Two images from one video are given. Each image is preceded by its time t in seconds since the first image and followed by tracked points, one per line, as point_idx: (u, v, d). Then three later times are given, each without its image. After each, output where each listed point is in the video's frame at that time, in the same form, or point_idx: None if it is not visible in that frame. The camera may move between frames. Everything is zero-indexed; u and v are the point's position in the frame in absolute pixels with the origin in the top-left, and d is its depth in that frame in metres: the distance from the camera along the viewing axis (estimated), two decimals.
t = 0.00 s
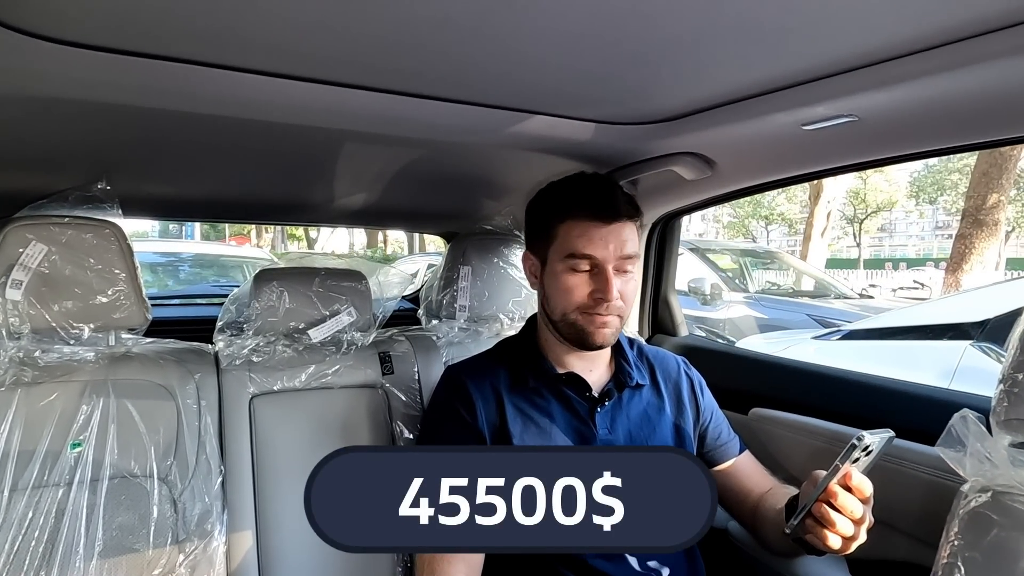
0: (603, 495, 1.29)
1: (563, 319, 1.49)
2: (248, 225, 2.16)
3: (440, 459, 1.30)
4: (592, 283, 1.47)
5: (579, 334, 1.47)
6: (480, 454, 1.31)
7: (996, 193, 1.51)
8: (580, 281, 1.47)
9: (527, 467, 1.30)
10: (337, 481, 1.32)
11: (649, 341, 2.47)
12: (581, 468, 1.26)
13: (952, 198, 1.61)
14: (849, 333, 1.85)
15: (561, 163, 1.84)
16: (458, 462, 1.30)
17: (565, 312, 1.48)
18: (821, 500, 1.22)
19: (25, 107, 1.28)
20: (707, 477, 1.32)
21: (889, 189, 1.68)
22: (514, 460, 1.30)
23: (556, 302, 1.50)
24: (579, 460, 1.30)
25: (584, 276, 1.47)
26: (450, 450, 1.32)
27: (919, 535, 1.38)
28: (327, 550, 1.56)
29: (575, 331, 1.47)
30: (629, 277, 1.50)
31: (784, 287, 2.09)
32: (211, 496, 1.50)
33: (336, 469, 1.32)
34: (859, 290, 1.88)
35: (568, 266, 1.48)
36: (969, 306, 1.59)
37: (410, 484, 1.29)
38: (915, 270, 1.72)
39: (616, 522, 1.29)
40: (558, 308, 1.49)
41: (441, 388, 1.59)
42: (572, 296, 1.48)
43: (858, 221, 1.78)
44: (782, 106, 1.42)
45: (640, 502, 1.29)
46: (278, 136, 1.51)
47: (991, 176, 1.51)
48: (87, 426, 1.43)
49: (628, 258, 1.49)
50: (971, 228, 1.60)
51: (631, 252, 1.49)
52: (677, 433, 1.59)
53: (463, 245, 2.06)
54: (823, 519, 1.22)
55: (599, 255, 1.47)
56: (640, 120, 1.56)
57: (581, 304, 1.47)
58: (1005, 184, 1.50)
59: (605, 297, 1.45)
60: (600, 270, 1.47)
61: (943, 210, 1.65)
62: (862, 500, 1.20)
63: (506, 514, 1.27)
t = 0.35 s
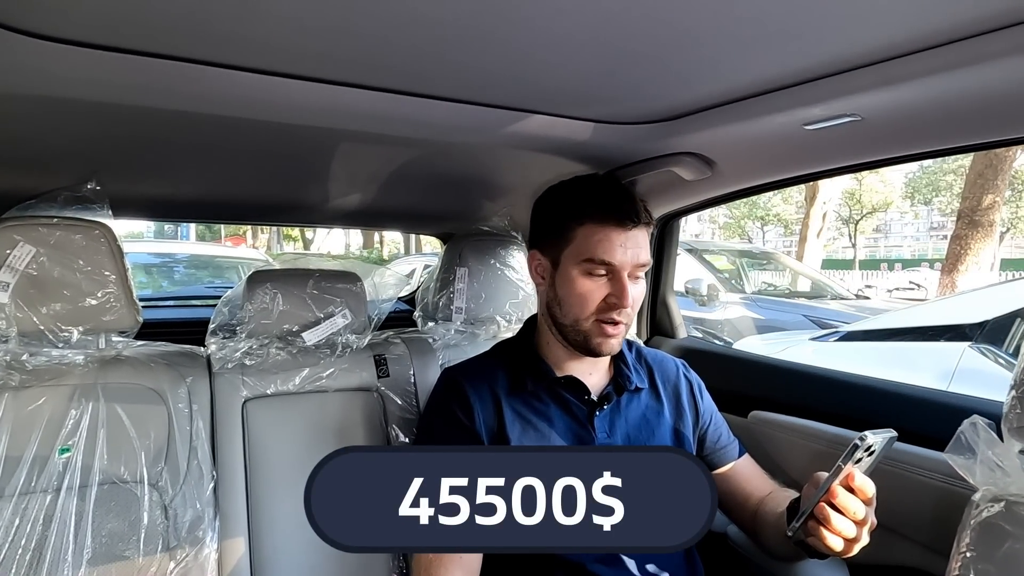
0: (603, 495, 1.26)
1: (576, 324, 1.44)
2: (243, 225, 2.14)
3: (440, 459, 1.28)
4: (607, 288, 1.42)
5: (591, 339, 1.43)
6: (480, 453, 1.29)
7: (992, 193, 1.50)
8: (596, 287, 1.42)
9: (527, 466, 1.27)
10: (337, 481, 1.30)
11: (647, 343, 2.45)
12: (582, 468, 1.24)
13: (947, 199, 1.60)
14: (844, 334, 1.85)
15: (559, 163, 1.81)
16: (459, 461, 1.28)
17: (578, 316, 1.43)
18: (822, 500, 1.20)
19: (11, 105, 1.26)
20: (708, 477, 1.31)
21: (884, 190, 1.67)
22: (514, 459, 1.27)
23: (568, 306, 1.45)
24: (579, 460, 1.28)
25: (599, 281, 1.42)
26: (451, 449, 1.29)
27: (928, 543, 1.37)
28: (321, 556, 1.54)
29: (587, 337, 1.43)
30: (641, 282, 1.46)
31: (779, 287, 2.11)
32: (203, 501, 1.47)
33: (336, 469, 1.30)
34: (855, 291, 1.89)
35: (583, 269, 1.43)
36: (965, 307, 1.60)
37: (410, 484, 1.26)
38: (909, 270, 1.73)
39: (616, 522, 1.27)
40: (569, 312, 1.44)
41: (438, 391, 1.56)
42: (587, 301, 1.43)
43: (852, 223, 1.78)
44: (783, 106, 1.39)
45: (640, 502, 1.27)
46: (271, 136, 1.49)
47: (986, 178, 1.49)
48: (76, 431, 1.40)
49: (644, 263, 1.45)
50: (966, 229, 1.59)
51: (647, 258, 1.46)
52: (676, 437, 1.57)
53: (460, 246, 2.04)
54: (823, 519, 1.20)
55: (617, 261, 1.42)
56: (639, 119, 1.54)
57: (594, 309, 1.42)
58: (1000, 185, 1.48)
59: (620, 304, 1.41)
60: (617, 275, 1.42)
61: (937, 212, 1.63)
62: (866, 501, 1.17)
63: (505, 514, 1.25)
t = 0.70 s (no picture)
0: (603, 495, 1.24)
1: (579, 331, 1.41)
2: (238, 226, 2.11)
3: (440, 459, 1.25)
4: (611, 296, 1.40)
5: (593, 348, 1.41)
6: (480, 454, 1.26)
7: (986, 195, 1.53)
8: (599, 294, 1.39)
9: (526, 466, 1.25)
10: (337, 481, 1.27)
11: (645, 346, 2.43)
12: (582, 468, 1.22)
13: (941, 200, 1.63)
14: (843, 336, 1.84)
15: (556, 165, 1.79)
16: (459, 461, 1.26)
17: (581, 324, 1.41)
18: (828, 518, 1.19)
19: None
20: (709, 476, 1.28)
21: (880, 191, 1.67)
22: (514, 459, 1.25)
23: (570, 312, 1.42)
24: (579, 460, 1.26)
25: (604, 289, 1.40)
26: (451, 450, 1.27)
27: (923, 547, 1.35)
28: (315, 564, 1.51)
29: (590, 345, 1.40)
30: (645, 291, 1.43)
31: (774, 288, 2.10)
32: (195, 509, 1.44)
33: (335, 469, 1.26)
34: (850, 293, 1.91)
35: (587, 276, 1.40)
36: (964, 311, 1.59)
37: (410, 483, 1.24)
38: (904, 272, 1.75)
39: (616, 522, 1.25)
40: (571, 319, 1.42)
41: (434, 396, 1.53)
42: (591, 309, 1.40)
43: (847, 223, 1.81)
44: (785, 108, 1.37)
45: (641, 502, 1.25)
46: (263, 137, 1.46)
47: (980, 180, 1.52)
48: (65, 438, 1.37)
49: (650, 271, 1.42)
50: (961, 231, 1.65)
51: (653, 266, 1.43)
52: (676, 442, 1.55)
53: (457, 249, 2.02)
54: (829, 535, 1.18)
55: (622, 269, 1.39)
56: (638, 120, 1.51)
57: (598, 317, 1.40)
58: (993, 185, 1.50)
59: (623, 312, 1.39)
60: (622, 283, 1.39)
61: (931, 213, 1.66)
62: (873, 519, 1.16)
63: (502, 514, 1.23)
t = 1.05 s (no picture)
0: (603, 495, 1.22)
1: (578, 334, 1.39)
2: (234, 227, 2.09)
3: (440, 458, 1.23)
4: (611, 298, 1.37)
5: (593, 350, 1.38)
6: (481, 453, 1.24)
7: (980, 197, 1.55)
8: (599, 296, 1.37)
9: (526, 466, 1.23)
10: (338, 481, 1.23)
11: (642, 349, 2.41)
12: (582, 468, 1.20)
13: (935, 203, 1.64)
14: (839, 338, 1.83)
15: (552, 165, 1.76)
16: (459, 460, 1.23)
17: (580, 326, 1.39)
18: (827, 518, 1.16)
19: None
20: (709, 477, 1.26)
21: (874, 193, 1.69)
22: (513, 459, 1.23)
23: (569, 313, 1.40)
24: (580, 459, 1.24)
25: (604, 291, 1.37)
26: (451, 449, 1.24)
27: (924, 551, 1.33)
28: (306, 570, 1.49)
29: (589, 347, 1.38)
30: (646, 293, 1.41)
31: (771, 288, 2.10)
32: (184, 515, 1.42)
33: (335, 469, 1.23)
34: (846, 294, 1.92)
35: (587, 277, 1.38)
36: (959, 313, 1.58)
37: (411, 483, 1.22)
38: (898, 273, 1.74)
39: (616, 522, 1.22)
40: (571, 321, 1.40)
41: (429, 397, 1.50)
42: (591, 311, 1.37)
43: (843, 224, 1.79)
44: (783, 107, 1.35)
45: (641, 502, 1.23)
46: (254, 135, 1.43)
47: (975, 182, 1.53)
48: (52, 442, 1.34)
49: (650, 273, 1.40)
50: (957, 233, 1.65)
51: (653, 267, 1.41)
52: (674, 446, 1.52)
53: (451, 250, 1.99)
54: (826, 536, 1.16)
55: (623, 270, 1.37)
56: (635, 119, 1.49)
57: (598, 319, 1.37)
58: (988, 188, 1.51)
59: (623, 315, 1.36)
60: (623, 285, 1.37)
61: (926, 214, 1.68)
62: (873, 520, 1.14)
63: (501, 514, 1.21)
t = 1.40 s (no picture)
0: (603, 495, 1.20)
1: (581, 332, 1.37)
2: (230, 227, 2.07)
3: (439, 459, 1.23)
4: (613, 295, 1.35)
5: (595, 349, 1.36)
6: (479, 454, 1.24)
7: (978, 198, 1.50)
8: (602, 294, 1.35)
9: (527, 466, 1.22)
10: (337, 481, 1.24)
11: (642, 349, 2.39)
12: (582, 468, 1.18)
13: (932, 203, 1.60)
14: (838, 339, 1.82)
15: (552, 164, 1.75)
16: (457, 461, 1.23)
17: (583, 325, 1.36)
18: (832, 522, 1.15)
19: None
20: (708, 478, 1.25)
21: (870, 193, 1.65)
22: (514, 459, 1.22)
23: (571, 312, 1.38)
24: (580, 459, 1.22)
25: (607, 289, 1.36)
26: (450, 449, 1.24)
27: (928, 555, 1.32)
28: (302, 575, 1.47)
29: (592, 346, 1.36)
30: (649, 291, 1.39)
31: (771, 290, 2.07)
32: (178, 520, 1.40)
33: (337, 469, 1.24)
34: (842, 295, 1.89)
35: (589, 276, 1.36)
36: (957, 314, 1.57)
37: (410, 483, 1.21)
38: (895, 274, 1.71)
39: (616, 522, 1.21)
40: (573, 319, 1.38)
41: (426, 398, 1.47)
42: (593, 309, 1.35)
43: (839, 226, 1.75)
44: (785, 106, 1.33)
45: (641, 502, 1.21)
46: (250, 134, 1.41)
47: (971, 186, 1.49)
48: (43, 445, 1.32)
49: (652, 271, 1.38)
50: (953, 234, 1.63)
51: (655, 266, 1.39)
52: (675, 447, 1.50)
53: (449, 249, 1.98)
54: (833, 542, 1.14)
55: (626, 268, 1.35)
56: (635, 118, 1.47)
57: (600, 318, 1.35)
58: (985, 189, 1.46)
59: (627, 312, 1.34)
60: (625, 283, 1.35)
61: (922, 215, 1.63)
62: (878, 524, 1.12)
63: (501, 514, 1.20)
